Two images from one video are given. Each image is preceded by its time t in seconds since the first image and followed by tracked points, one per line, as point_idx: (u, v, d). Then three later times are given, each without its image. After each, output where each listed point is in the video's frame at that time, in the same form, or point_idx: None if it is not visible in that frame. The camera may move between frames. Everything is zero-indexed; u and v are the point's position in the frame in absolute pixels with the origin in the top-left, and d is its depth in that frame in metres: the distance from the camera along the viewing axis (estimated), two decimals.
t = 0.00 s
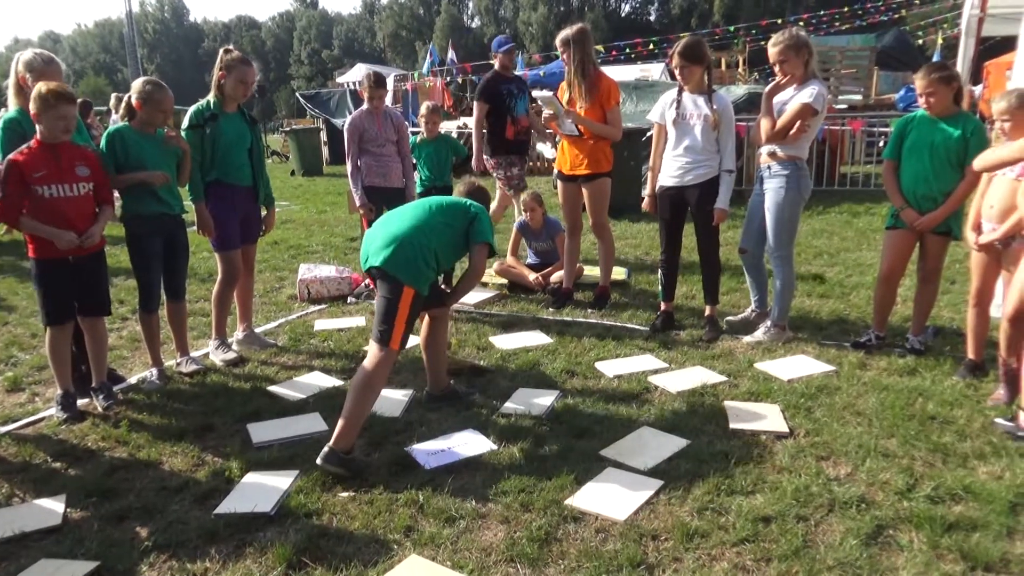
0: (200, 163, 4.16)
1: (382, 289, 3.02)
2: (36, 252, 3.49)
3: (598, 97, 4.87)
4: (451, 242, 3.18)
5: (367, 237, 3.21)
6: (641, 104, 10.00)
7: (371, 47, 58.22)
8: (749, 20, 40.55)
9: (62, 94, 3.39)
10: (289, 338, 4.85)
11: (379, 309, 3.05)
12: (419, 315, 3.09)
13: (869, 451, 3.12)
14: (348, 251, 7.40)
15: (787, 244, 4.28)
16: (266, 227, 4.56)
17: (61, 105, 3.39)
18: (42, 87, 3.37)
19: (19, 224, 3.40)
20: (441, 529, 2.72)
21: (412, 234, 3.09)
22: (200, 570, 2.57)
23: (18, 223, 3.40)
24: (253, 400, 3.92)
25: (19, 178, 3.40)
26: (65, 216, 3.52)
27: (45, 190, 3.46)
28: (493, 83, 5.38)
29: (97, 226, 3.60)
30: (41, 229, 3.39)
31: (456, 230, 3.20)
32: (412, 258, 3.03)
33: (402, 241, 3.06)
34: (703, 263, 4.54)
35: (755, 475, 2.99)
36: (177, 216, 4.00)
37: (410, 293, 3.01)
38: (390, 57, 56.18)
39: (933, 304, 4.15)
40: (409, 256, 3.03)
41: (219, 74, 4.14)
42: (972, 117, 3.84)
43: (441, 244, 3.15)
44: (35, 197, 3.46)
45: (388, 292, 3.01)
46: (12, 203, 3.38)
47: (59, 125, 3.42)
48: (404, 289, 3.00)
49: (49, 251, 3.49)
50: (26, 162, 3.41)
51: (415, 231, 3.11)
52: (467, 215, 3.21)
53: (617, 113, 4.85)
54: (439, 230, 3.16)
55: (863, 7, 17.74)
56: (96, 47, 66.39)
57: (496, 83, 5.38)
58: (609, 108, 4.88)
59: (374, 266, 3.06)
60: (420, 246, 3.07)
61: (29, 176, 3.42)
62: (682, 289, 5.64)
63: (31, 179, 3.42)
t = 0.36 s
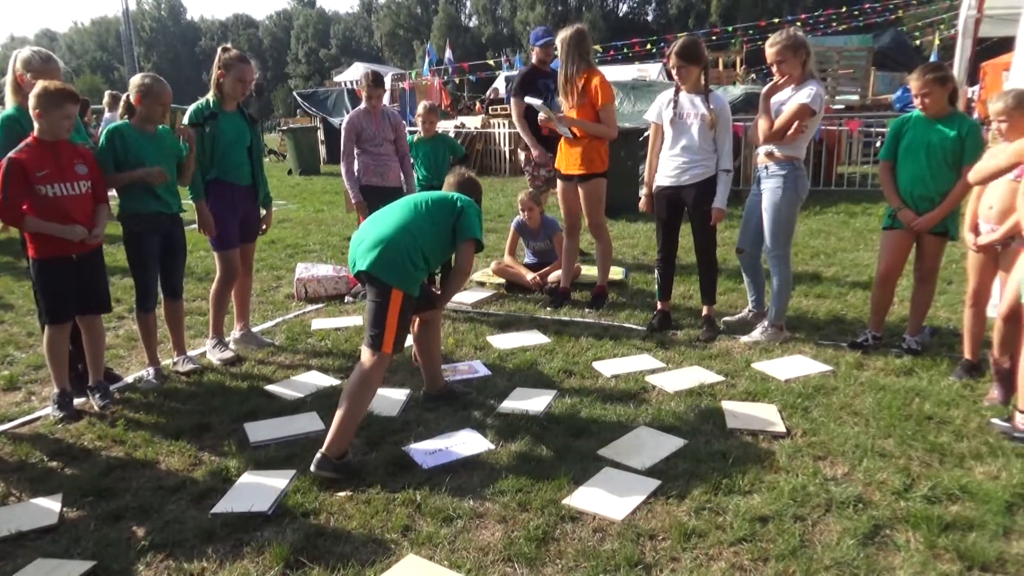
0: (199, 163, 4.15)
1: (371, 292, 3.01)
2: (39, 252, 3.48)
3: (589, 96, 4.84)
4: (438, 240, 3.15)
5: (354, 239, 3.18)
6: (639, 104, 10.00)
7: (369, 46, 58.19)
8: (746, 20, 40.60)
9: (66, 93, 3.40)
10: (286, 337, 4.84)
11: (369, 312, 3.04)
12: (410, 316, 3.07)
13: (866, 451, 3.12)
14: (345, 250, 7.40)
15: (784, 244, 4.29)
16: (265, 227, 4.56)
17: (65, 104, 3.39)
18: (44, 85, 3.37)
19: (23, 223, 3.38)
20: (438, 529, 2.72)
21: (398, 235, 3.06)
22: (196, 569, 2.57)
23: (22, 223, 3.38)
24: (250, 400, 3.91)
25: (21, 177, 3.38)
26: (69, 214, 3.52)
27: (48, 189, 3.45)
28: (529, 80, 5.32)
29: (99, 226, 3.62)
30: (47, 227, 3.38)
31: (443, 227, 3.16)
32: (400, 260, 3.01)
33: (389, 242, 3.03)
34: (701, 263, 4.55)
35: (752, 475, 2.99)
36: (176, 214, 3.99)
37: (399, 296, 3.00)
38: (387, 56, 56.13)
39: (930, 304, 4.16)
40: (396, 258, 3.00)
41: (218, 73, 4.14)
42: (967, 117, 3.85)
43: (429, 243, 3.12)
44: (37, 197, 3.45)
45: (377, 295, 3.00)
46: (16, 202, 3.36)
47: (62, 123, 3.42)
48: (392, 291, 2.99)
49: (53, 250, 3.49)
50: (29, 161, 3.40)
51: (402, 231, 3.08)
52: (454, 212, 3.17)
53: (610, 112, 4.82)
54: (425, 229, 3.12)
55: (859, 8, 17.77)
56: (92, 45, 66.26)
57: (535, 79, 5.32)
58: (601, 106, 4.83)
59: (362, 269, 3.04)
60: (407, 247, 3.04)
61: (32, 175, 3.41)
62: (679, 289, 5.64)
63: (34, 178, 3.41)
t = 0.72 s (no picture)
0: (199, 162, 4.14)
1: (374, 286, 3.01)
2: (37, 251, 3.47)
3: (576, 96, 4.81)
4: (446, 248, 3.18)
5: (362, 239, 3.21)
6: (637, 104, 10.01)
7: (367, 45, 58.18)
8: (744, 20, 40.61)
9: (71, 94, 3.40)
10: (284, 337, 4.83)
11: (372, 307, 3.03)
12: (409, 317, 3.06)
13: (864, 451, 3.12)
14: (344, 250, 7.40)
15: (781, 243, 4.29)
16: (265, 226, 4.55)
17: (70, 104, 3.39)
18: (49, 85, 3.36)
19: (23, 222, 3.36)
20: (437, 528, 2.72)
21: (407, 235, 3.10)
22: (195, 569, 2.56)
23: (22, 222, 3.36)
24: (248, 400, 3.91)
25: (23, 176, 3.36)
26: (69, 215, 3.52)
27: (48, 189, 3.45)
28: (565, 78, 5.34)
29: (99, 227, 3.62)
30: (48, 228, 3.38)
31: (452, 239, 3.21)
32: (406, 257, 3.03)
33: (398, 241, 3.07)
34: (698, 262, 4.55)
35: (750, 474, 2.99)
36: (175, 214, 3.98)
37: (402, 292, 3.00)
38: (385, 56, 56.09)
39: (928, 304, 4.16)
40: (402, 254, 3.03)
41: (215, 73, 4.14)
42: (963, 117, 3.85)
43: (436, 248, 3.16)
44: (38, 196, 3.44)
45: (380, 289, 3.00)
46: (18, 201, 3.35)
47: (66, 124, 3.42)
48: (396, 287, 2.99)
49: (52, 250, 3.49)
50: (31, 160, 3.38)
51: (411, 233, 3.12)
52: (465, 226, 3.23)
53: (594, 111, 4.76)
54: (435, 236, 3.17)
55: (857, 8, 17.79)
56: (90, 45, 66.21)
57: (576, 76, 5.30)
58: (586, 106, 4.78)
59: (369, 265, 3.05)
60: (414, 247, 3.08)
61: (33, 175, 3.39)
62: (678, 289, 5.64)
63: (35, 178, 3.40)
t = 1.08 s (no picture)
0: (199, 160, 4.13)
1: (355, 301, 2.99)
2: (36, 251, 3.47)
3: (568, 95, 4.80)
4: (431, 260, 3.09)
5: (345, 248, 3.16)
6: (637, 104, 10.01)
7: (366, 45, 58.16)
8: (744, 19, 40.61)
9: (63, 93, 3.39)
10: (283, 337, 4.83)
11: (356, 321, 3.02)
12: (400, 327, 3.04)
13: (864, 450, 3.12)
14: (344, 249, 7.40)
15: (780, 243, 4.29)
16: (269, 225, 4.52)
17: (62, 104, 3.38)
18: (42, 85, 3.36)
19: (20, 223, 3.37)
20: (436, 528, 2.72)
21: (388, 248, 3.04)
22: (194, 569, 2.56)
23: (19, 223, 3.37)
24: (248, 399, 3.90)
25: (19, 177, 3.36)
26: (66, 215, 3.52)
27: (45, 189, 3.44)
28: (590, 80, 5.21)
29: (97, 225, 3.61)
30: (45, 228, 3.38)
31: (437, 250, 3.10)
32: (385, 273, 2.98)
33: (378, 254, 3.01)
34: (698, 261, 4.55)
35: (750, 473, 2.99)
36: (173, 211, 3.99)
37: (385, 309, 2.96)
38: (384, 55, 56.06)
39: (928, 303, 4.16)
40: (380, 270, 2.97)
41: (212, 72, 4.13)
42: (964, 116, 3.84)
43: (420, 261, 3.07)
44: (34, 197, 3.44)
45: (361, 305, 2.98)
46: (13, 203, 3.35)
47: (59, 124, 3.41)
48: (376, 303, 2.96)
49: (51, 250, 3.48)
50: (26, 160, 3.38)
51: (393, 245, 3.04)
52: (451, 236, 3.10)
53: (582, 112, 4.76)
54: (419, 248, 3.08)
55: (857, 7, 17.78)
56: (90, 44, 66.21)
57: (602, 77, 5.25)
58: (577, 106, 4.77)
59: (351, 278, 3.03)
60: (394, 261, 3.01)
61: (29, 176, 3.39)
62: (678, 288, 5.64)
63: (31, 179, 3.40)
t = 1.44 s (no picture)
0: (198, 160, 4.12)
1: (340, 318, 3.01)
2: (37, 251, 3.47)
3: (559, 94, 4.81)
4: (418, 281, 3.04)
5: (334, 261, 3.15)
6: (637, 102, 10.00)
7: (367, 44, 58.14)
8: (744, 18, 40.60)
9: (59, 92, 3.38)
10: (284, 336, 4.82)
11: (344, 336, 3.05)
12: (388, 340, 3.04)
13: (865, 449, 3.12)
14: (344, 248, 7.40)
15: (781, 241, 4.29)
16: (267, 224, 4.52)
17: (57, 103, 3.38)
18: (37, 85, 3.35)
19: (20, 223, 3.36)
20: (437, 527, 2.72)
21: (376, 267, 3.00)
22: (194, 568, 2.56)
23: (19, 222, 3.36)
24: (248, 398, 3.90)
25: (18, 176, 3.35)
26: (66, 213, 3.51)
27: (45, 188, 3.44)
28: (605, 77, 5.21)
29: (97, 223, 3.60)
30: (45, 227, 3.37)
31: (426, 272, 3.05)
32: (369, 294, 2.96)
33: (364, 274, 2.99)
34: (697, 261, 4.55)
35: (751, 472, 2.99)
36: (168, 208, 3.99)
37: (368, 329, 2.96)
38: (385, 55, 56.03)
39: (929, 302, 4.16)
40: (363, 291, 2.95)
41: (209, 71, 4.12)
42: (966, 115, 3.84)
43: (407, 282, 3.03)
44: (34, 196, 3.43)
45: (346, 323, 2.99)
46: (13, 202, 3.34)
47: (54, 123, 3.40)
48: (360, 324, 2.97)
49: (51, 249, 3.48)
50: (25, 160, 3.37)
51: (376, 265, 3.00)
52: (439, 259, 3.02)
53: (574, 110, 4.77)
54: (407, 269, 3.03)
55: (857, 6, 17.75)
56: (90, 43, 66.26)
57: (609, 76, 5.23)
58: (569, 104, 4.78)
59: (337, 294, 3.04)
60: (378, 282, 2.98)
61: (29, 174, 3.38)
62: (678, 287, 5.64)
63: (31, 178, 3.39)
